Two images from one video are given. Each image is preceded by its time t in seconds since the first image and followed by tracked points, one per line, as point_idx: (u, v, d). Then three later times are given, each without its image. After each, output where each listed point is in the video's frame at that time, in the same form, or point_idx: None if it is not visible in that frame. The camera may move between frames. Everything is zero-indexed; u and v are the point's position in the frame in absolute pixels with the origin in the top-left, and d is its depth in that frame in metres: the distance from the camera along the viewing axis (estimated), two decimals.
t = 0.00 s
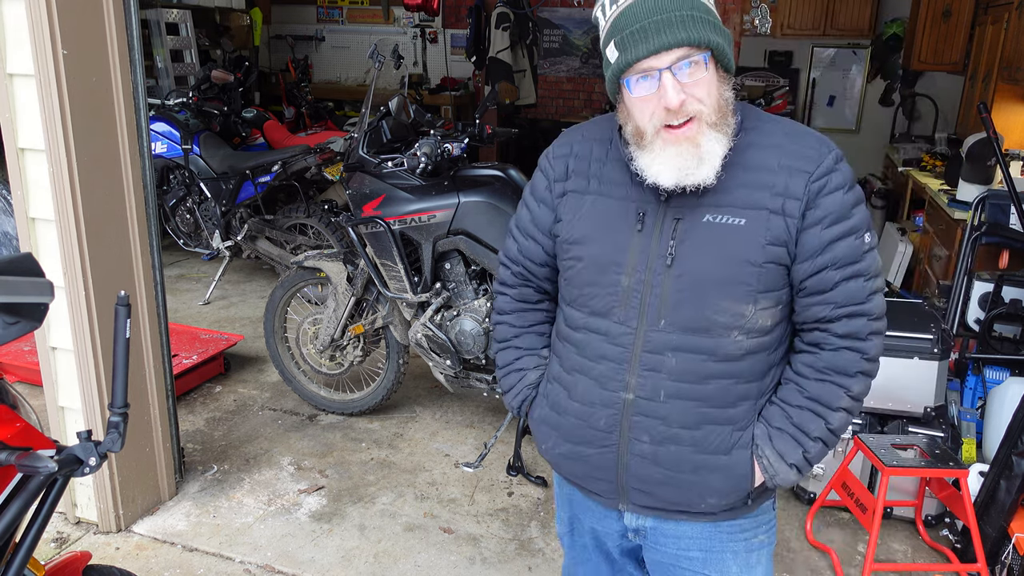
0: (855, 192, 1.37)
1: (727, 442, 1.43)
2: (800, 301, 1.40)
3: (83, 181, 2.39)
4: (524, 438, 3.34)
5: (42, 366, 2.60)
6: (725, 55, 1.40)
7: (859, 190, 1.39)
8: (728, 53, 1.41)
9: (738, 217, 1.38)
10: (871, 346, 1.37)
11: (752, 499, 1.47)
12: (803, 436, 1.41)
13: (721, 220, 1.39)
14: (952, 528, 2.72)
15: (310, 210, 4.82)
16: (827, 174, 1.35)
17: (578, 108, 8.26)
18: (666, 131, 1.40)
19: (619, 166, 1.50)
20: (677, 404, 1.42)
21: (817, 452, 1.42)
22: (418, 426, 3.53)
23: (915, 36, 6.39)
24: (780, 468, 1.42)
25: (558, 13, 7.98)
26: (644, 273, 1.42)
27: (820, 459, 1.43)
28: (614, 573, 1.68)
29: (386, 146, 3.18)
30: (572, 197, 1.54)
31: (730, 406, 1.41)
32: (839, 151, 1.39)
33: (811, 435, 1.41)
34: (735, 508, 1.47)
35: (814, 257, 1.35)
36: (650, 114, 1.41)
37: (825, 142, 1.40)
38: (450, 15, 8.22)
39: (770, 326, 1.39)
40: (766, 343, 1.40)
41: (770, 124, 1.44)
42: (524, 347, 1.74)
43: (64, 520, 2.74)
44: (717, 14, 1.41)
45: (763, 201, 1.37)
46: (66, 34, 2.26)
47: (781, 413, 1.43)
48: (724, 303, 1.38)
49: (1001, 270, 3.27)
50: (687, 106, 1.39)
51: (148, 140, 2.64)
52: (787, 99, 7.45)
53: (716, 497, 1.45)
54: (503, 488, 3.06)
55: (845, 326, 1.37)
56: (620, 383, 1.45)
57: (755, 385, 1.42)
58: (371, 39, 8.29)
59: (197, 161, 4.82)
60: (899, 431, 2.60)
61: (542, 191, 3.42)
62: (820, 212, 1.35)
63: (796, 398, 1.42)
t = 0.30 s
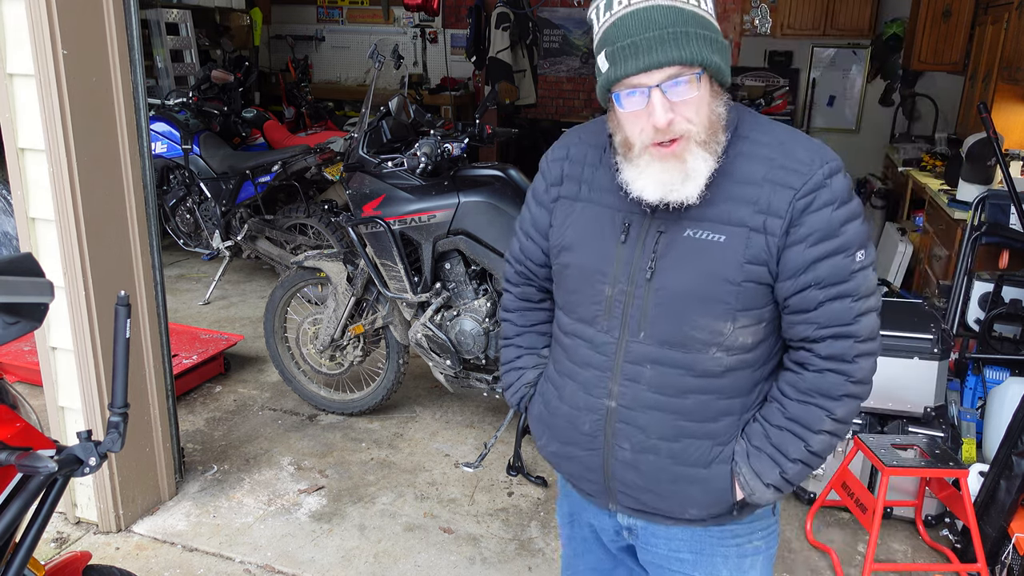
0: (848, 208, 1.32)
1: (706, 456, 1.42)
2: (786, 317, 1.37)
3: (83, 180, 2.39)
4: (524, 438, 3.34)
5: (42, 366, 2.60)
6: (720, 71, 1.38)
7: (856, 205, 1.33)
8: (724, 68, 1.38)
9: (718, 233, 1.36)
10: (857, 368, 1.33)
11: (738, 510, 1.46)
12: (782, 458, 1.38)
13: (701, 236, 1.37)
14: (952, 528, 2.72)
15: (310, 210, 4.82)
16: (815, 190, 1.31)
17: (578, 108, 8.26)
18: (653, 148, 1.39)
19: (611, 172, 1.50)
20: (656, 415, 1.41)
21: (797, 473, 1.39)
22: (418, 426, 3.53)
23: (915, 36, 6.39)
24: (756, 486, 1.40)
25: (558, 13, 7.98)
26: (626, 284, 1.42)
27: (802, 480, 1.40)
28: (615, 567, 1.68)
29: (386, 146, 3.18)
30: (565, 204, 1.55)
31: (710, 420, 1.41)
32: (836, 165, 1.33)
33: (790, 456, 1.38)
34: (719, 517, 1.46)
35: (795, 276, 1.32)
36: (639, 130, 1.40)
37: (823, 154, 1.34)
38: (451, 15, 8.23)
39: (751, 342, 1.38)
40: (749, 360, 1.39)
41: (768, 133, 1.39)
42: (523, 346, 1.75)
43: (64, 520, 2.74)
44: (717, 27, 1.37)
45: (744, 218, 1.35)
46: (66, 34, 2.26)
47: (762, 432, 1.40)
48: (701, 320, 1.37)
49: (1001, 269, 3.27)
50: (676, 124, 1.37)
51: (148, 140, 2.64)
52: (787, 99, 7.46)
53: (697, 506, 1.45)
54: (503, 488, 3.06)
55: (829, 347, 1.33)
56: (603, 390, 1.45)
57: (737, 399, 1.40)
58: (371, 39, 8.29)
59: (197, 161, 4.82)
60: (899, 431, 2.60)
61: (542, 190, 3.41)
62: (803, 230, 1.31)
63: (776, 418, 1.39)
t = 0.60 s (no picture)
0: (847, 203, 1.29)
1: (697, 456, 1.41)
2: (781, 314, 1.35)
3: (83, 180, 2.39)
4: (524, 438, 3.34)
5: (42, 366, 2.60)
6: (716, 56, 1.37)
7: (856, 201, 1.31)
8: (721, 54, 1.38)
9: (711, 224, 1.35)
10: (852, 371, 1.30)
11: (731, 516, 1.44)
12: (772, 461, 1.36)
13: (693, 227, 1.36)
14: (952, 528, 2.72)
15: (310, 210, 4.81)
16: (811, 182, 1.29)
17: (578, 108, 8.26)
18: (646, 129, 1.39)
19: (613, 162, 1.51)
20: (647, 411, 1.41)
21: (786, 479, 1.35)
22: (418, 426, 3.53)
23: (915, 36, 6.37)
24: (744, 489, 1.38)
25: (558, 13, 7.99)
26: (622, 275, 1.42)
27: (793, 487, 1.37)
28: (619, 573, 1.68)
29: (386, 146, 3.18)
30: (570, 195, 1.56)
31: (701, 418, 1.39)
32: (836, 159, 1.31)
33: (778, 460, 1.35)
34: (712, 523, 1.45)
35: (788, 270, 1.30)
36: (633, 112, 1.40)
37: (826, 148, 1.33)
38: (451, 15, 8.23)
39: (745, 339, 1.36)
40: (743, 358, 1.37)
41: (768, 125, 1.37)
42: (529, 340, 1.75)
43: (64, 520, 2.74)
44: (717, 12, 1.37)
45: (736, 208, 1.34)
46: (66, 34, 2.26)
47: (754, 434, 1.38)
48: (692, 313, 1.36)
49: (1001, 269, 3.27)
50: (668, 106, 1.37)
51: (148, 140, 2.64)
52: (787, 99, 7.46)
53: (688, 509, 1.44)
54: (503, 488, 3.06)
55: (823, 346, 1.30)
56: (598, 384, 1.46)
57: (730, 399, 1.39)
58: (371, 39, 8.29)
59: (197, 161, 4.82)
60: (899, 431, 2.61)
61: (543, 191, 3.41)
62: (796, 222, 1.29)
63: (767, 421, 1.37)
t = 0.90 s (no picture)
0: (841, 199, 1.29)
1: (694, 456, 1.41)
2: (777, 313, 1.34)
3: (82, 181, 2.39)
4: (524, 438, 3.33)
5: (42, 366, 2.60)
6: (710, 52, 1.37)
7: (852, 197, 1.30)
8: (715, 50, 1.37)
9: (705, 221, 1.35)
10: (848, 370, 1.29)
11: (731, 517, 1.44)
12: (768, 461, 1.36)
13: (688, 225, 1.36)
14: (952, 528, 2.72)
15: (310, 210, 4.81)
16: (805, 178, 1.29)
17: (578, 109, 8.26)
18: (639, 125, 1.40)
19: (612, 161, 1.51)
20: (644, 411, 1.41)
21: (783, 479, 1.35)
22: (418, 426, 3.53)
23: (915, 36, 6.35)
24: (740, 490, 1.38)
25: (558, 13, 7.99)
26: (619, 274, 1.42)
27: (790, 488, 1.36)
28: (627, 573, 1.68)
29: (387, 146, 3.17)
30: (570, 194, 1.57)
31: (698, 418, 1.39)
32: (831, 156, 1.31)
33: (775, 460, 1.35)
34: (711, 523, 1.45)
35: (782, 268, 1.30)
36: (625, 107, 1.41)
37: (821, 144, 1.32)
38: (450, 15, 8.22)
39: (741, 338, 1.35)
40: (739, 358, 1.36)
41: (766, 123, 1.37)
42: (535, 339, 1.75)
43: (64, 520, 2.75)
44: (712, 8, 1.37)
45: (730, 205, 1.33)
46: (66, 34, 2.26)
47: (751, 434, 1.38)
48: (687, 311, 1.35)
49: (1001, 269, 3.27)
50: (661, 101, 1.37)
51: (148, 140, 2.64)
52: (787, 100, 7.46)
53: (686, 510, 1.44)
54: (503, 488, 3.06)
55: (818, 344, 1.30)
56: (597, 383, 1.46)
57: (727, 398, 1.38)
58: (371, 39, 8.29)
59: (197, 161, 4.82)
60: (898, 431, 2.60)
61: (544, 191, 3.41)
62: (791, 219, 1.29)
63: (764, 420, 1.36)
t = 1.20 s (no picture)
0: (829, 203, 1.28)
1: (665, 445, 1.41)
2: (757, 311, 1.34)
3: (83, 181, 2.39)
4: (524, 438, 3.33)
5: (42, 365, 2.60)
6: (700, 52, 1.34)
7: (842, 203, 1.29)
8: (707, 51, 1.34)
9: (692, 214, 1.35)
10: (822, 373, 1.28)
11: (700, 512, 1.43)
12: (734, 456, 1.35)
13: (675, 217, 1.36)
14: (952, 528, 2.73)
15: (310, 210, 4.80)
16: (793, 179, 1.28)
17: (578, 109, 8.25)
18: (627, 118, 1.40)
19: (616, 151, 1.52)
20: (620, 396, 1.42)
21: (748, 475, 1.34)
22: (418, 426, 3.53)
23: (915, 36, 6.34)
24: (704, 482, 1.37)
25: (558, 13, 7.99)
26: (609, 260, 1.44)
27: (755, 486, 1.35)
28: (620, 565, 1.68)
29: (387, 146, 3.17)
30: (577, 180, 1.59)
31: (672, 407, 1.39)
32: (823, 159, 1.29)
33: (740, 456, 1.34)
34: (680, 516, 1.44)
35: (763, 265, 1.29)
36: (615, 99, 1.41)
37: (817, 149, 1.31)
38: (450, 15, 8.22)
39: (718, 332, 1.35)
40: (716, 351, 1.36)
41: (763, 123, 1.36)
42: (540, 323, 1.75)
43: (64, 520, 2.75)
44: (708, 9, 1.34)
45: (716, 199, 1.33)
46: (66, 34, 2.26)
47: (721, 428, 1.37)
48: (668, 301, 1.35)
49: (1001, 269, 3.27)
50: (643, 98, 1.37)
51: (148, 140, 2.64)
52: (787, 100, 7.46)
53: (655, 499, 1.44)
54: (503, 488, 3.06)
55: (792, 345, 1.29)
56: (581, 366, 1.47)
57: (702, 391, 1.38)
58: (371, 39, 8.29)
59: (197, 161, 4.81)
60: (899, 430, 2.60)
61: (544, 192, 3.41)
62: (774, 218, 1.28)
63: (735, 415, 1.36)
